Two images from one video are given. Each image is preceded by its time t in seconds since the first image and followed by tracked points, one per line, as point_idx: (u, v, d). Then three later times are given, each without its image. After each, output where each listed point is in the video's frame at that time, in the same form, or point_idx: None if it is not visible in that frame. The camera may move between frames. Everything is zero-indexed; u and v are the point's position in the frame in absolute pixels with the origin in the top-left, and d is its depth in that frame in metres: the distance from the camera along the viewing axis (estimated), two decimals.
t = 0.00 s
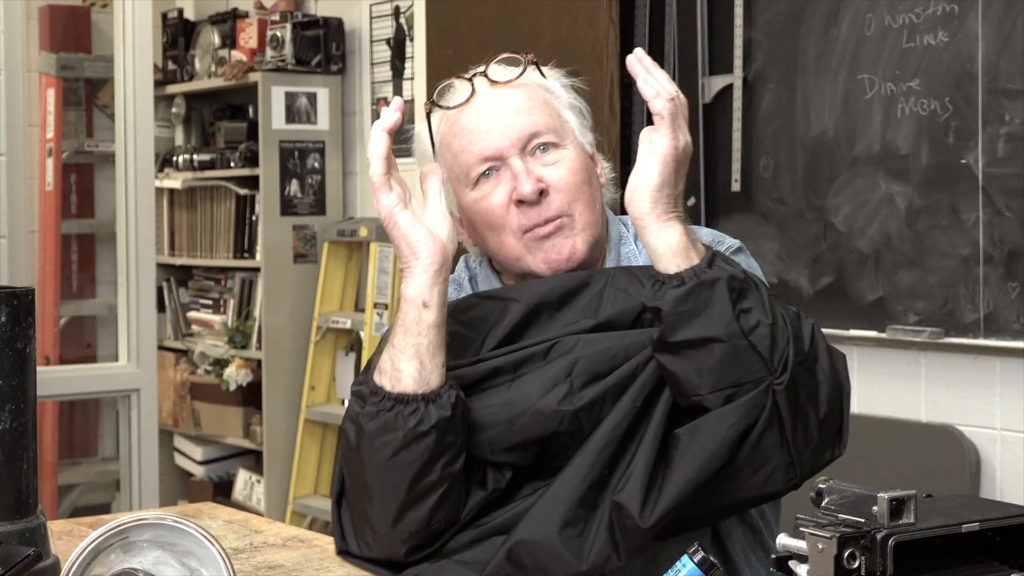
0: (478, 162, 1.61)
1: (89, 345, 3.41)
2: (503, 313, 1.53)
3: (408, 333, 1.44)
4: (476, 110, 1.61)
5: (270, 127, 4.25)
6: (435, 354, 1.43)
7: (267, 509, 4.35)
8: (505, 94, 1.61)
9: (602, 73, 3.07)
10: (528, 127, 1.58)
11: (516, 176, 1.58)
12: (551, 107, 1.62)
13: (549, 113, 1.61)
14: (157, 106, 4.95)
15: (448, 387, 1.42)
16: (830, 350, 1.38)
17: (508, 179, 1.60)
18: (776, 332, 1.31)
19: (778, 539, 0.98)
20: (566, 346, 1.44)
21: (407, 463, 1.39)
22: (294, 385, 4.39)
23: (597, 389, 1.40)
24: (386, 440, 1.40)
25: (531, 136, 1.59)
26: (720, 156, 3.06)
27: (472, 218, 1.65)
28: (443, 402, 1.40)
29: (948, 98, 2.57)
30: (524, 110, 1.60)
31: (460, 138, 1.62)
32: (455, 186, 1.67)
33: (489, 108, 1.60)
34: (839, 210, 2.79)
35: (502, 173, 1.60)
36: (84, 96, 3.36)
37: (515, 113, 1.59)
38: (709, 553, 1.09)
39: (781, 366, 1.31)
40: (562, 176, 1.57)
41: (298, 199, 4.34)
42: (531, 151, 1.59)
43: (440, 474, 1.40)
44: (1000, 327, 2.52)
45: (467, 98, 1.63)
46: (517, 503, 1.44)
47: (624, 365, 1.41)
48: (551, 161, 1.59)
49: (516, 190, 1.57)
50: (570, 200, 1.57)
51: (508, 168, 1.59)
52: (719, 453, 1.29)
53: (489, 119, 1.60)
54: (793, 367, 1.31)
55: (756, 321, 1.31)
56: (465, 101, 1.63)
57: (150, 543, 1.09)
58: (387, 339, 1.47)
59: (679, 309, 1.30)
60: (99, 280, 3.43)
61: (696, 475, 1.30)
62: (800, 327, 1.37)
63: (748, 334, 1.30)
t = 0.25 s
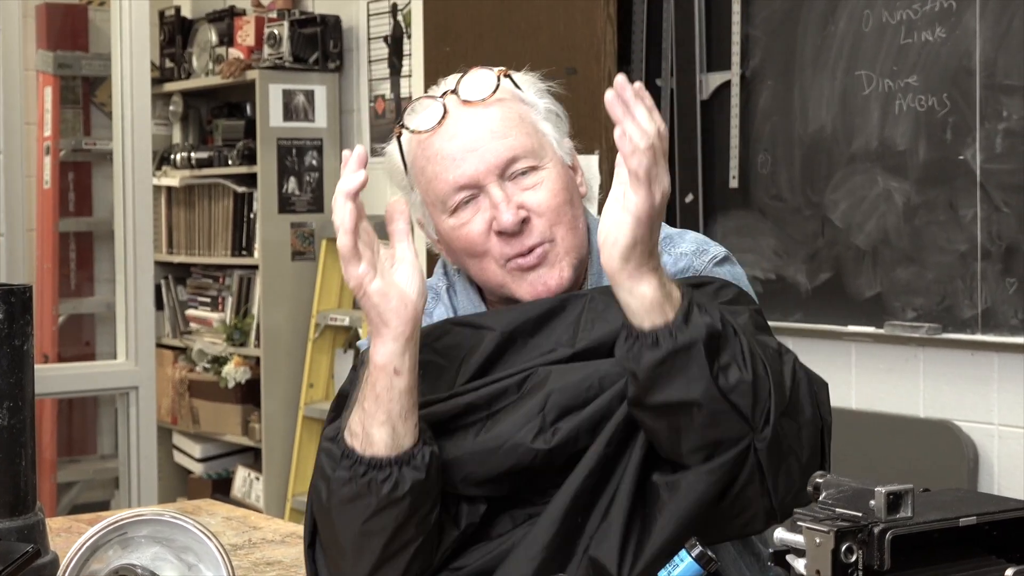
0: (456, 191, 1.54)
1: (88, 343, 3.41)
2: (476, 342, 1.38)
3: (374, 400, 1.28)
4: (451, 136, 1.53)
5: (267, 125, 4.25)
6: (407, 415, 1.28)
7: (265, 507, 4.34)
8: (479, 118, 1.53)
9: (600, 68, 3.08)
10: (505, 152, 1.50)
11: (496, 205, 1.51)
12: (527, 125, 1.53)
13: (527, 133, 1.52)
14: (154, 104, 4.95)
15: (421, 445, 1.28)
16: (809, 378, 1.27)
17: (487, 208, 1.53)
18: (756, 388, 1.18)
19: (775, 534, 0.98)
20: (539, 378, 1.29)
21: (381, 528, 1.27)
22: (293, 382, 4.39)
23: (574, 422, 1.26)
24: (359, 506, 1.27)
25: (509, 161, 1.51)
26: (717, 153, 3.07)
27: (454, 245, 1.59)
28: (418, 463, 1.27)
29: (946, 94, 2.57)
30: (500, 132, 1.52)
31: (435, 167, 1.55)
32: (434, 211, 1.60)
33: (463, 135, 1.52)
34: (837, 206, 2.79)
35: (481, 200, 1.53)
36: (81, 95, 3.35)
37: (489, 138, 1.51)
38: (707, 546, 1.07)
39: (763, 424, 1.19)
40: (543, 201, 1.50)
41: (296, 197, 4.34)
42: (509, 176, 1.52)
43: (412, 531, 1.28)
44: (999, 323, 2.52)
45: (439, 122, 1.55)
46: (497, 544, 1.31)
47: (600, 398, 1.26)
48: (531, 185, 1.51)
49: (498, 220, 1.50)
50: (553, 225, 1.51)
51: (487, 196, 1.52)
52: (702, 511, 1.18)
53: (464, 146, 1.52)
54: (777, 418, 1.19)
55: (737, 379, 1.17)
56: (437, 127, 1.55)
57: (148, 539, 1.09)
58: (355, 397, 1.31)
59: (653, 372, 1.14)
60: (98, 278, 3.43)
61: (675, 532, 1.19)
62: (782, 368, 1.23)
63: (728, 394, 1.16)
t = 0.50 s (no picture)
0: (438, 222, 1.56)
1: (87, 340, 3.41)
2: (463, 363, 1.43)
3: (361, 441, 1.32)
4: (430, 165, 1.55)
5: (266, 121, 4.24)
6: (393, 456, 1.32)
7: (264, 504, 4.34)
8: (458, 147, 1.54)
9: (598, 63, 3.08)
10: (488, 181, 1.53)
11: (480, 235, 1.54)
12: (507, 149, 1.56)
13: (507, 159, 1.55)
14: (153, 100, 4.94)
15: (408, 481, 1.34)
16: (806, 408, 1.32)
17: (470, 236, 1.56)
18: (756, 437, 1.22)
19: (774, 529, 0.97)
20: (530, 407, 1.33)
21: (370, 563, 1.32)
22: (291, 378, 4.38)
23: (566, 453, 1.29)
24: (347, 543, 1.33)
25: (491, 190, 1.53)
26: (715, 149, 3.07)
27: (436, 271, 1.62)
28: (406, 500, 1.32)
29: (944, 89, 2.57)
30: (480, 160, 1.53)
31: (415, 196, 1.57)
32: (413, 236, 1.62)
33: (442, 166, 1.54)
34: (836, 201, 2.79)
35: (464, 229, 1.56)
36: (80, 91, 3.35)
37: (470, 167, 1.53)
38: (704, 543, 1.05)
39: (765, 471, 1.23)
40: (528, 228, 1.55)
41: (295, 193, 4.34)
42: (492, 204, 1.55)
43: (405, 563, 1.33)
44: (997, 318, 2.52)
45: (416, 151, 1.56)
46: (483, 567, 1.37)
47: (590, 430, 1.30)
48: (516, 212, 1.55)
49: (483, 253, 1.54)
50: (538, 251, 1.56)
51: (471, 226, 1.55)
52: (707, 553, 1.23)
53: (444, 178, 1.54)
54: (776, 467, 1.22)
55: (736, 435, 1.21)
56: (414, 156, 1.56)
57: (147, 534, 1.09)
58: (342, 433, 1.36)
59: (652, 440, 1.17)
60: (97, 275, 3.43)
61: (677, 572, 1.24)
62: (779, 407, 1.28)
63: (727, 448, 1.20)
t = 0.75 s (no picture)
0: (440, 217, 1.57)
1: (86, 339, 3.41)
2: (465, 362, 1.43)
3: (361, 441, 1.32)
4: (433, 160, 1.55)
5: (264, 120, 4.24)
6: (393, 454, 1.33)
7: (263, 503, 4.34)
8: (460, 142, 1.55)
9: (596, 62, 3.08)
10: (489, 177, 1.53)
11: (482, 230, 1.55)
12: (509, 145, 1.56)
13: (509, 154, 1.55)
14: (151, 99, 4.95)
15: (407, 480, 1.34)
16: (808, 404, 1.32)
17: (472, 232, 1.57)
18: (760, 432, 1.22)
19: (774, 526, 0.97)
20: (532, 405, 1.34)
21: (369, 561, 1.33)
22: (291, 377, 4.39)
23: (567, 451, 1.29)
24: (346, 541, 1.33)
25: (492, 186, 1.54)
26: (714, 146, 3.07)
27: (439, 266, 1.63)
28: (405, 499, 1.32)
29: (943, 86, 2.57)
30: (482, 156, 1.54)
31: (418, 190, 1.58)
32: (417, 231, 1.63)
33: (445, 161, 1.54)
34: (834, 199, 2.79)
35: (466, 225, 1.57)
36: (78, 90, 3.35)
37: (471, 163, 1.54)
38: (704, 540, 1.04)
39: (769, 464, 1.23)
40: (529, 224, 1.55)
41: (293, 192, 4.34)
42: (494, 200, 1.55)
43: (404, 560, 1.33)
44: (996, 315, 2.52)
45: (420, 146, 1.57)
46: (483, 566, 1.37)
47: (592, 427, 1.30)
48: (517, 207, 1.55)
49: (484, 248, 1.54)
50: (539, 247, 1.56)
51: (473, 220, 1.55)
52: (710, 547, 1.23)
53: (447, 173, 1.54)
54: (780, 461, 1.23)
55: (740, 429, 1.20)
56: (418, 151, 1.57)
57: (148, 534, 1.09)
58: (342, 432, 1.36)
59: (657, 435, 1.18)
60: (96, 274, 3.43)
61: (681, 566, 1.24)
62: (782, 402, 1.28)
63: (732, 443, 1.20)
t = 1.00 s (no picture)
0: (435, 216, 1.56)
1: (85, 343, 3.41)
2: (463, 362, 1.42)
3: (358, 443, 1.32)
4: (428, 159, 1.55)
5: (262, 121, 4.24)
6: (391, 454, 1.33)
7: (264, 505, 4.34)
8: (456, 141, 1.55)
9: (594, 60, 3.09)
10: (484, 176, 1.53)
11: (477, 229, 1.55)
12: (504, 144, 1.56)
13: (504, 153, 1.55)
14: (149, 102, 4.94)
15: (406, 479, 1.33)
16: (807, 401, 1.31)
17: (467, 231, 1.57)
18: (760, 430, 1.22)
19: (776, 523, 0.97)
20: (530, 405, 1.34)
21: (368, 562, 1.33)
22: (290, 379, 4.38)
23: (566, 451, 1.30)
24: (345, 542, 1.33)
25: (488, 185, 1.54)
26: (712, 145, 3.07)
27: (433, 266, 1.62)
28: (403, 500, 1.32)
29: (941, 83, 2.57)
30: (477, 155, 1.54)
31: (413, 189, 1.58)
32: (411, 231, 1.63)
33: (440, 159, 1.54)
34: (833, 196, 2.79)
35: (461, 224, 1.57)
36: (76, 94, 3.35)
37: (467, 162, 1.54)
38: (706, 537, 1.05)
39: (769, 463, 1.23)
40: (524, 222, 1.55)
41: (291, 193, 4.34)
42: (489, 199, 1.55)
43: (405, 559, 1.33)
44: (996, 311, 2.52)
45: (415, 145, 1.57)
46: (484, 566, 1.37)
47: (590, 427, 1.30)
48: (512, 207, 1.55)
49: (480, 246, 1.54)
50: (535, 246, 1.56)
51: (468, 219, 1.55)
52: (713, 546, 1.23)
53: (442, 171, 1.54)
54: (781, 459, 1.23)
55: (740, 429, 1.20)
56: (413, 150, 1.57)
57: (151, 535, 1.09)
58: (339, 433, 1.36)
59: (658, 437, 1.18)
60: (95, 278, 3.43)
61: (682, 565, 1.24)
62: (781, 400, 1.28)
63: (733, 443, 1.20)
